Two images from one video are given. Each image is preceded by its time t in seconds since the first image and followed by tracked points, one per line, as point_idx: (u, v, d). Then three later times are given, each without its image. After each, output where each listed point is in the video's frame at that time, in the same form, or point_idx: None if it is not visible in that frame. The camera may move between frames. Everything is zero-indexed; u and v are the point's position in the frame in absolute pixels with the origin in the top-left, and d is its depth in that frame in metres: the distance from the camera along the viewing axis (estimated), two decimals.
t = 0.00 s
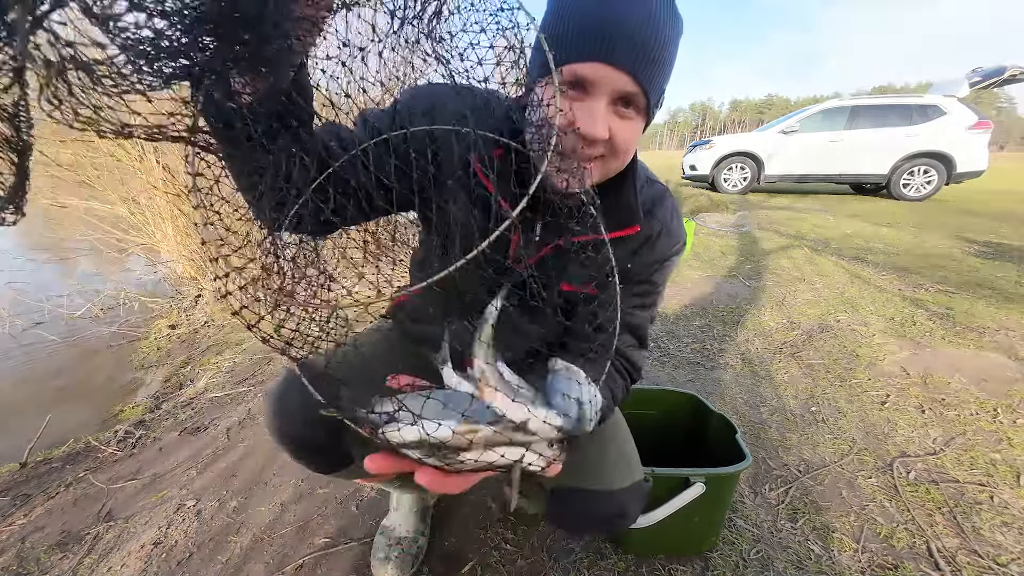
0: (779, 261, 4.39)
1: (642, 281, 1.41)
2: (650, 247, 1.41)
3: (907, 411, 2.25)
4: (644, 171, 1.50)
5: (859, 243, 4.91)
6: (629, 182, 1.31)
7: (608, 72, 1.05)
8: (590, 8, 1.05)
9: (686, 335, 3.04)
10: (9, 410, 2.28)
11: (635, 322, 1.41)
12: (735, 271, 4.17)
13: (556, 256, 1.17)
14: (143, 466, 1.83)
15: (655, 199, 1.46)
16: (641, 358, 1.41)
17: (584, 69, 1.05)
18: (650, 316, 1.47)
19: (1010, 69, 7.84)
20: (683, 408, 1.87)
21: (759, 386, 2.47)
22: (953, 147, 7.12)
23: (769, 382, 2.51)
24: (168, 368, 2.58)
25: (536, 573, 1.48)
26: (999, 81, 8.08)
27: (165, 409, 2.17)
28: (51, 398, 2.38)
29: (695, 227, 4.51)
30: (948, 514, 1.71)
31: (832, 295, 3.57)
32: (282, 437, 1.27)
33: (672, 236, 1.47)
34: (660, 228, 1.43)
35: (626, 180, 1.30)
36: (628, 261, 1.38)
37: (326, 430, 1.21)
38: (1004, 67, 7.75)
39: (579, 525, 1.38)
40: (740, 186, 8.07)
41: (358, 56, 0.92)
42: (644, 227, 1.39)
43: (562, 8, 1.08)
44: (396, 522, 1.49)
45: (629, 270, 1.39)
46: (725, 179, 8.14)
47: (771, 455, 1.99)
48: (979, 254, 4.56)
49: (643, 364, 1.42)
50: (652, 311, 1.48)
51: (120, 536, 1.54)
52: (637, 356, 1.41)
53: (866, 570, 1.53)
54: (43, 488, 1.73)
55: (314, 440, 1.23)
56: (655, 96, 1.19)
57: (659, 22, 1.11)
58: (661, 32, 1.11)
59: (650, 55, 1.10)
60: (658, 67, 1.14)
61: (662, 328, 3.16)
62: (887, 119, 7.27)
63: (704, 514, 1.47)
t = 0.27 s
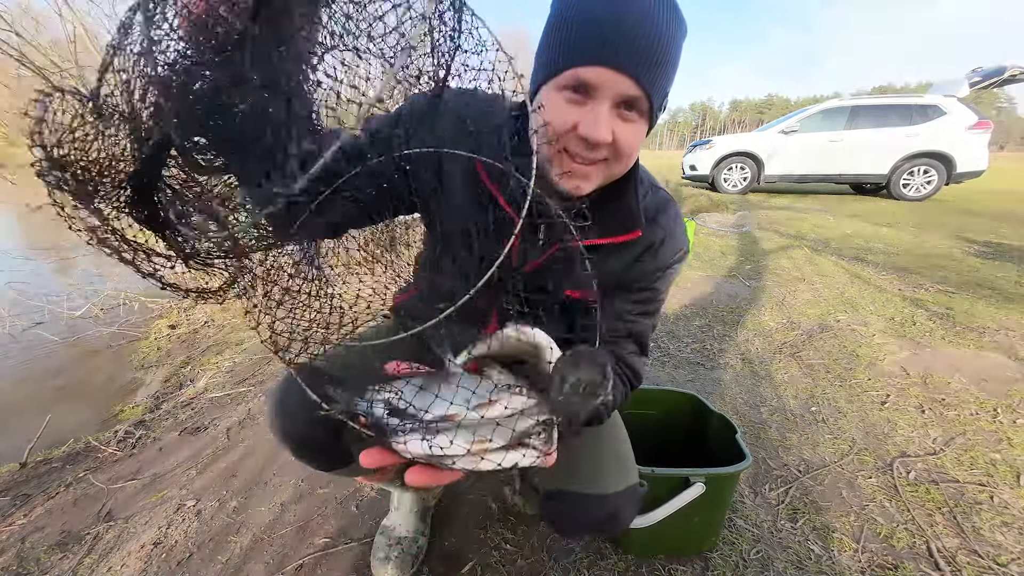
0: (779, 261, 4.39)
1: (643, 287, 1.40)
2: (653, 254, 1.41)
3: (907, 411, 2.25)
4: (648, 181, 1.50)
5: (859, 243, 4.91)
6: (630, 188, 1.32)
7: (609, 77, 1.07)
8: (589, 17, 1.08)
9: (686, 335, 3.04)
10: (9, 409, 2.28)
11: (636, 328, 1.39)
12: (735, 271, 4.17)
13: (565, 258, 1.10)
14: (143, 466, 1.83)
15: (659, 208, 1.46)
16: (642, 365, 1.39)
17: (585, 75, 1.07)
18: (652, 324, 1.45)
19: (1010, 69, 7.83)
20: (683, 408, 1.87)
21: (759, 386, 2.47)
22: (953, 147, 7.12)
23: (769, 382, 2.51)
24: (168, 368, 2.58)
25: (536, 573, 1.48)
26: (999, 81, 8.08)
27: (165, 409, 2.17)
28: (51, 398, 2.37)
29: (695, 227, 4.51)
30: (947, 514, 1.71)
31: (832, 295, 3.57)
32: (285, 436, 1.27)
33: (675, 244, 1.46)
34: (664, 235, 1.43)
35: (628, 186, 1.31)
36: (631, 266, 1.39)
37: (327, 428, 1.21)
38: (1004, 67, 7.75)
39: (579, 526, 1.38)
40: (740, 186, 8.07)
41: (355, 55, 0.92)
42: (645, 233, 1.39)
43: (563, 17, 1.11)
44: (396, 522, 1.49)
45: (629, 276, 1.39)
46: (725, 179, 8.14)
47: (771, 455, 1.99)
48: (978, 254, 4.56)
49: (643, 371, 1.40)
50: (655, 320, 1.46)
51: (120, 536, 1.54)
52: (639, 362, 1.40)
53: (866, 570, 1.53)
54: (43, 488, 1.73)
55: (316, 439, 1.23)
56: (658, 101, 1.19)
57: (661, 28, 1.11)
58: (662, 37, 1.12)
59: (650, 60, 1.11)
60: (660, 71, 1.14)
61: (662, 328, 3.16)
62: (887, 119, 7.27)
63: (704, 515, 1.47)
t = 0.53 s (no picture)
0: (779, 261, 4.39)
1: (643, 288, 1.40)
2: (654, 255, 1.41)
3: (906, 411, 2.25)
4: (648, 181, 1.50)
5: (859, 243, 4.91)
6: (629, 189, 1.32)
7: (609, 77, 1.07)
8: (587, 19, 1.08)
9: (686, 335, 3.04)
10: (9, 409, 2.28)
11: (636, 328, 1.39)
12: (735, 271, 4.17)
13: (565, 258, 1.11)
14: (143, 466, 1.83)
15: (660, 208, 1.46)
16: (642, 365, 1.40)
17: (585, 76, 1.07)
18: (653, 324, 1.45)
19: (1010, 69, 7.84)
20: (683, 408, 1.87)
21: (759, 386, 2.47)
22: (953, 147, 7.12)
23: (769, 382, 2.51)
24: (168, 368, 2.58)
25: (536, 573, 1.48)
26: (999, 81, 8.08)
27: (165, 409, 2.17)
28: (51, 398, 2.37)
29: (695, 227, 4.51)
30: (947, 514, 1.71)
31: (832, 295, 3.57)
32: (285, 433, 1.27)
33: (675, 245, 1.46)
34: (664, 236, 1.43)
35: (627, 187, 1.32)
36: (632, 267, 1.38)
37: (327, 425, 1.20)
38: (1004, 67, 7.75)
39: (578, 526, 1.37)
40: (739, 186, 8.07)
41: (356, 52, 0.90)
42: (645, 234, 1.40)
43: (563, 20, 1.12)
44: (396, 522, 1.49)
45: (629, 277, 1.38)
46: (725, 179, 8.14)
47: (771, 455, 1.99)
48: (978, 254, 4.56)
49: (643, 371, 1.40)
50: (656, 321, 1.46)
51: (120, 536, 1.54)
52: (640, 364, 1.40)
53: (866, 570, 1.53)
54: (43, 488, 1.73)
55: (316, 436, 1.22)
56: (658, 101, 1.19)
57: (660, 29, 1.11)
58: (661, 38, 1.12)
59: (650, 61, 1.10)
60: (660, 73, 1.14)
61: (662, 328, 3.15)
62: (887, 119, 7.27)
63: (703, 515, 1.47)
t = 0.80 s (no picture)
0: (779, 262, 4.39)
1: (644, 288, 1.40)
2: (654, 255, 1.41)
3: (906, 411, 2.25)
4: (648, 181, 1.50)
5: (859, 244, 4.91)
6: (629, 188, 1.32)
7: (607, 79, 1.08)
8: (587, 19, 1.08)
9: (686, 335, 3.04)
10: (9, 409, 2.28)
11: (637, 328, 1.39)
12: (735, 271, 4.17)
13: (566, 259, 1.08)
14: (143, 466, 1.83)
15: (659, 209, 1.45)
16: (643, 365, 1.39)
17: (583, 78, 1.09)
18: (653, 324, 1.45)
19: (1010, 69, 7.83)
20: (683, 408, 1.87)
21: (759, 386, 2.47)
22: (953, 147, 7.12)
23: (769, 382, 2.51)
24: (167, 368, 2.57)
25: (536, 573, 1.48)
26: (999, 81, 8.09)
27: (165, 409, 2.17)
28: (51, 398, 2.37)
29: (695, 227, 4.51)
30: (947, 514, 1.71)
31: (832, 295, 3.57)
32: (286, 435, 1.27)
33: (675, 244, 1.45)
34: (663, 236, 1.42)
35: (627, 187, 1.32)
36: (632, 268, 1.38)
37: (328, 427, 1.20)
38: (1004, 67, 7.75)
39: (579, 526, 1.37)
40: (740, 186, 8.07)
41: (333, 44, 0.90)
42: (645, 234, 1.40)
43: (562, 20, 1.12)
44: (396, 522, 1.49)
45: (630, 276, 1.38)
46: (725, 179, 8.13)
47: (771, 455, 1.99)
48: (978, 254, 4.56)
49: (644, 370, 1.40)
50: (657, 320, 1.46)
51: (120, 536, 1.54)
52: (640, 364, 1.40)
53: (866, 570, 1.53)
54: (43, 488, 1.73)
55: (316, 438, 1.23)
56: (657, 102, 1.18)
57: (661, 28, 1.11)
58: (662, 38, 1.11)
59: (650, 61, 1.10)
60: (660, 73, 1.14)
61: (662, 328, 3.16)
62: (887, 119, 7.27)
63: (704, 514, 1.47)
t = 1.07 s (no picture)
0: (779, 262, 4.39)
1: (643, 290, 1.40)
2: (652, 257, 1.41)
3: (906, 411, 2.25)
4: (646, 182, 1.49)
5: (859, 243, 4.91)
6: (629, 192, 1.32)
7: (605, 90, 1.07)
8: (585, 28, 1.08)
9: (686, 336, 3.04)
10: (9, 409, 2.28)
11: (637, 330, 1.39)
12: (735, 271, 4.17)
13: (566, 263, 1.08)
14: (144, 466, 1.83)
15: (658, 210, 1.45)
16: (643, 367, 1.40)
17: (580, 89, 1.08)
18: (653, 325, 1.45)
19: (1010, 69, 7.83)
20: (683, 407, 1.87)
21: (759, 386, 2.47)
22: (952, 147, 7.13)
23: (769, 382, 2.51)
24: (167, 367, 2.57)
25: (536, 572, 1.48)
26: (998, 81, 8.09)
27: (165, 409, 2.17)
28: (51, 398, 2.37)
29: (695, 227, 4.51)
30: (948, 514, 1.71)
31: (832, 295, 3.57)
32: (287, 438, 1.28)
33: (674, 246, 1.46)
34: (661, 238, 1.42)
35: (627, 191, 1.32)
36: (631, 270, 1.38)
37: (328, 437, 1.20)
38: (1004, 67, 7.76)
39: (580, 525, 1.37)
40: (739, 186, 8.07)
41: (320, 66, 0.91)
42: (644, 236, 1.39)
43: (559, 29, 1.12)
44: (396, 522, 1.49)
45: (630, 279, 1.38)
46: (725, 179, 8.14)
47: (771, 455, 1.99)
48: (978, 254, 4.56)
49: (644, 372, 1.40)
50: (657, 322, 1.46)
51: (120, 536, 1.54)
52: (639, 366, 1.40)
53: (866, 570, 1.53)
54: (43, 488, 1.73)
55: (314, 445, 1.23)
56: (654, 112, 1.19)
57: (659, 36, 1.11)
58: (661, 47, 1.11)
59: (649, 70, 1.10)
60: (659, 82, 1.14)
61: (662, 328, 3.16)
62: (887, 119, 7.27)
63: (704, 514, 1.47)
